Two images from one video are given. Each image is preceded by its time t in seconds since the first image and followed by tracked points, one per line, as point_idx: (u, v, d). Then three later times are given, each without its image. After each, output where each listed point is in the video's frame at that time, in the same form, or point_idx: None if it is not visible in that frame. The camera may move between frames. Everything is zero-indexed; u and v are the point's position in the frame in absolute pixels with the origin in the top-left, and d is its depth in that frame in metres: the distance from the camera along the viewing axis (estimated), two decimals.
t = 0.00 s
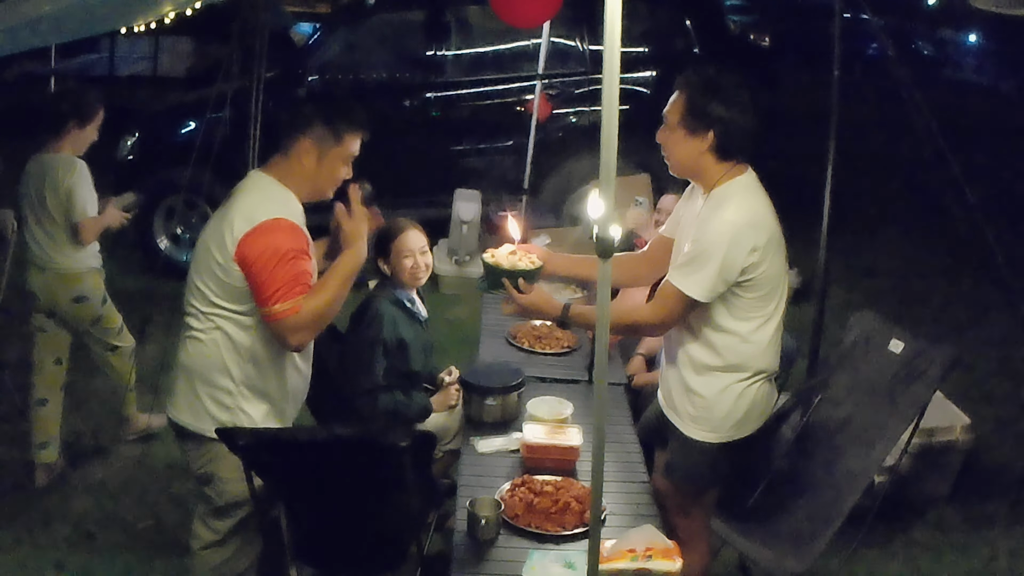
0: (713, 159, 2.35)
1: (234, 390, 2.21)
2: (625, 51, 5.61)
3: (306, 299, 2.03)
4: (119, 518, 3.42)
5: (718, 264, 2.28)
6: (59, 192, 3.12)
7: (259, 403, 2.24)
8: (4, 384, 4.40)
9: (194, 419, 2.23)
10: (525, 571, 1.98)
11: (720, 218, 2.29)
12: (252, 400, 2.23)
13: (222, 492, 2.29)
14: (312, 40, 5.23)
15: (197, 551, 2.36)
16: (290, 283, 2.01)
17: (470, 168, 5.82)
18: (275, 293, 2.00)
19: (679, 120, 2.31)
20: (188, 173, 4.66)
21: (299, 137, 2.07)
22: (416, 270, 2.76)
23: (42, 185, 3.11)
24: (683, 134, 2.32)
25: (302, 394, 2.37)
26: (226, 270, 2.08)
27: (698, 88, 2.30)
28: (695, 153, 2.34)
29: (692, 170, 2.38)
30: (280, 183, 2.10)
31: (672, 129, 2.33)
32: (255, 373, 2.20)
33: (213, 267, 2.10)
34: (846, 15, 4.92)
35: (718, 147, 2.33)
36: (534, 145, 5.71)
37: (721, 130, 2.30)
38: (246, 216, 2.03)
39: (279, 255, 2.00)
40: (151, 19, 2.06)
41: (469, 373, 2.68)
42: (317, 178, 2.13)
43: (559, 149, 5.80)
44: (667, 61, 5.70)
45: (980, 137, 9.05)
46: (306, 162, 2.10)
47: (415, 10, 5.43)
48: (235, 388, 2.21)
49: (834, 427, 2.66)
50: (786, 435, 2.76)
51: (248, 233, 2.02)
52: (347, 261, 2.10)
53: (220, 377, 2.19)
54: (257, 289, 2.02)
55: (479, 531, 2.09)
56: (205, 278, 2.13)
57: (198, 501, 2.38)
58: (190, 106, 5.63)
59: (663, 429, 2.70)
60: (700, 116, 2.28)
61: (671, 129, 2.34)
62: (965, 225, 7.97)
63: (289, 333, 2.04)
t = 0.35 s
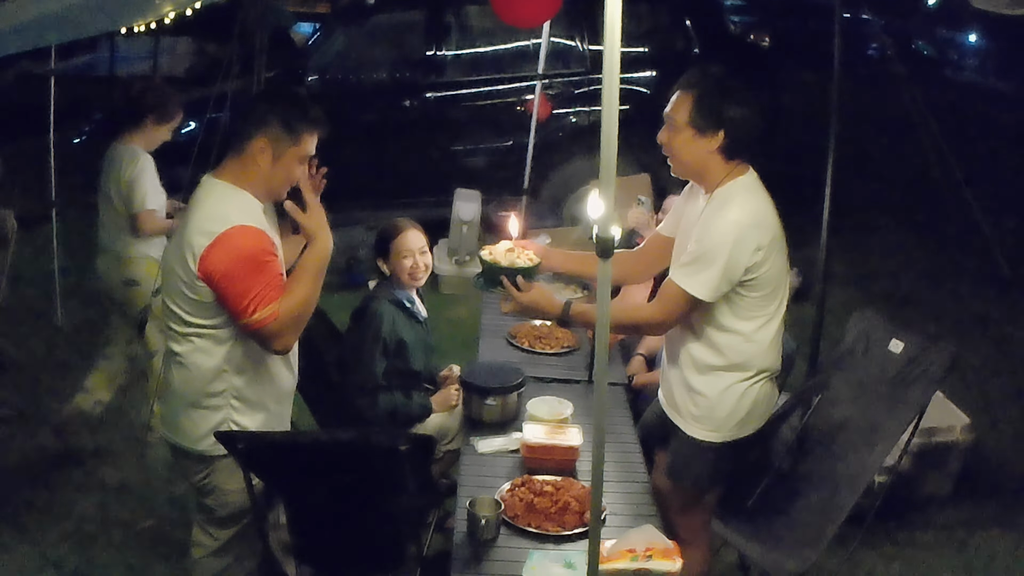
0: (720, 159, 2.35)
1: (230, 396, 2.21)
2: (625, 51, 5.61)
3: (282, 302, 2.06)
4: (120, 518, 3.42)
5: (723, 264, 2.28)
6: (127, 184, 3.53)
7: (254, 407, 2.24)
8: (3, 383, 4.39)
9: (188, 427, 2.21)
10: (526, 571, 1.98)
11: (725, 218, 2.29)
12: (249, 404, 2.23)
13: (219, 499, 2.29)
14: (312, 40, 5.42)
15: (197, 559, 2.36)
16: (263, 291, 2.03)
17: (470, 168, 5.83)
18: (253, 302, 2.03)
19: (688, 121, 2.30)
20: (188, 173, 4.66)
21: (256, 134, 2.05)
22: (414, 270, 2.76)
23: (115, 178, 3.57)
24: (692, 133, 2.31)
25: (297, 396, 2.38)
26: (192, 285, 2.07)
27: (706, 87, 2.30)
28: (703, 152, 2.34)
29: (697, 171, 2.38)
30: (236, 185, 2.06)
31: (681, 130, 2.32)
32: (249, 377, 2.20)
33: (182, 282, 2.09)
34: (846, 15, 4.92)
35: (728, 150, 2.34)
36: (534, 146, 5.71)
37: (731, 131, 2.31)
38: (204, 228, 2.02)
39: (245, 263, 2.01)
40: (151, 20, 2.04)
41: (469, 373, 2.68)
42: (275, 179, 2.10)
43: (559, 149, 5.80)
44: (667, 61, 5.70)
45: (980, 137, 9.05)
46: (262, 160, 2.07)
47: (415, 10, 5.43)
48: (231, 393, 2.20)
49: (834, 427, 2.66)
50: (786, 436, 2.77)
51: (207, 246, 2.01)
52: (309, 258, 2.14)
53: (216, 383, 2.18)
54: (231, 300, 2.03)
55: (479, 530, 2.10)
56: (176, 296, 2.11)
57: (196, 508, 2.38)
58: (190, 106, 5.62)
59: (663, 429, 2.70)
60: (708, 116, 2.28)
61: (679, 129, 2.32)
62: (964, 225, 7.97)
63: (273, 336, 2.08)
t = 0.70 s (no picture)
0: (718, 160, 2.35)
1: (231, 396, 2.21)
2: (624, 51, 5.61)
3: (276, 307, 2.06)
4: (119, 518, 3.41)
5: (726, 264, 2.28)
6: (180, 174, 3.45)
7: (254, 405, 2.24)
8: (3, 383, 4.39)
9: (189, 430, 2.21)
10: (525, 571, 1.98)
11: (726, 219, 2.29)
12: (250, 403, 2.24)
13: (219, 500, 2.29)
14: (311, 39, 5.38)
15: (197, 563, 2.36)
16: (258, 295, 2.03)
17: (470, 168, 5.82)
18: (250, 308, 2.03)
19: (688, 122, 2.30)
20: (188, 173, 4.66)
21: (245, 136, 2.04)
22: (411, 274, 2.80)
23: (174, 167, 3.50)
24: (692, 134, 2.31)
25: (297, 394, 2.38)
26: (185, 295, 2.07)
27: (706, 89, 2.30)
28: (703, 152, 2.33)
29: (694, 173, 2.38)
30: (222, 191, 2.06)
31: (680, 131, 2.32)
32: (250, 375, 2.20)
33: (174, 290, 2.08)
34: (846, 15, 4.92)
35: (729, 152, 2.34)
36: (534, 145, 5.71)
37: (733, 133, 2.31)
38: (194, 237, 2.02)
39: (235, 269, 2.01)
40: (150, 19, 2.05)
41: (470, 373, 2.67)
42: (261, 181, 2.09)
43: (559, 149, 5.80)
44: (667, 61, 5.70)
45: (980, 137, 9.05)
46: (250, 162, 2.06)
47: (415, 9, 5.42)
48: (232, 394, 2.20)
49: (834, 427, 2.66)
50: (785, 435, 2.77)
51: (198, 255, 2.01)
52: (300, 262, 2.12)
53: (218, 386, 2.18)
54: (226, 307, 2.03)
55: (479, 531, 2.10)
56: (170, 305, 2.11)
57: (198, 510, 2.38)
58: (190, 106, 5.61)
59: (664, 429, 2.70)
60: (705, 117, 2.28)
61: (678, 131, 2.32)
62: (964, 225, 7.97)
63: (275, 338, 2.08)
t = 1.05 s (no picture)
0: (715, 160, 2.35)
1: (232, 396, 2.22)
2: (624, 51, 5.61)
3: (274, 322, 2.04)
4: (120, 518, 3.42)
5: (724, 263, 2.29)
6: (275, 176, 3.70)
7: (254, 406, 2.25)
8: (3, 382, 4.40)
9: (190, 430, 2.22)
10: (525, 571, 1.98)
11: (723, 219, 2.29)
12: (251, 403, 2.24)
13: (219, 499, 2.29)
14: (312, 40, 5.36)
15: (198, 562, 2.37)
16: (260, 303, 2.02)
17: (469, 168, 5.83)
18: (248, 317, 2.01)
19: (685, 123, 2.29)
20: (188, 173, 4.67)
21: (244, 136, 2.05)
22: (395, 272, 2.77)
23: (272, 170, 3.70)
24: (689, 134, 2.30)
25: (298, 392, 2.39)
26: (188, 299, 2.07)
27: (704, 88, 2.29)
28: (699, 152, 2.33)
29: (693, 174, 2.38)
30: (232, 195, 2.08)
31: (678, 133, 2.31)
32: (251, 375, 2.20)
33: (179, 294, 2.08)
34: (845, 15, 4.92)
35: (725, 151, 2.34)
36: (533, 146, 5.71)
37: (728, 132, 2.31)
38: (201, 242, 2.02)
39: (242, 278, 2.00)
40: (151, 20, 2.05)
41: (470, 373, 2.67)
42: (270, 176, 2.09)
43: (559, 149, 5.80)
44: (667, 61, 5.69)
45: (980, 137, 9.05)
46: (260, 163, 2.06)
47: (415, 9, 5.40)
48: (233, 392, 2.21)
49: (834, 427, 2.67)
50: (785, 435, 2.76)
51: (204, 261, 2.01)
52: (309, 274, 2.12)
53: (220, 388, 2.19)
54: (227, 313, 2.02)
55: (479, 530, 2.10)
56: (173, 307, 2.11)
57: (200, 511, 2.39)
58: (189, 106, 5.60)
59: (663, 428, 2.70)
60: (703, 118, 2.27)
61: (676, 132, 2.31)
62: (964, 225, 7.97)
63: (274, 348, 2.06)
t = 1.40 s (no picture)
0: (710, 160, 2.35)
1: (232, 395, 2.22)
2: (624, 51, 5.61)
3: (270, 337, 2.03)
4: (120, 517, 3.42)
5: (719, 263, 2.29)
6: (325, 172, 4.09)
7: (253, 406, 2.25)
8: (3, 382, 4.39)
9: (190, 428, 2.23)
10: (525, 571, 1.98)
11: (719, 219, 2.29)
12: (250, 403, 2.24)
13: (220, 500, 2.29)
14: (312, 40, 5.27)
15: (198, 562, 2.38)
16: (262, 315, 2.01)
17: (469, 168, 5.83)
18: (248, 324, 2.00)
19: (676, 124, 2.29)
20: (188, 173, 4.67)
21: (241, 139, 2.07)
22: (377, 272, 2.76)
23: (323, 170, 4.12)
24: (683, 137, 2.30)
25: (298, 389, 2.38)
26: (191, 298, 2.06)
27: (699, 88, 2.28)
28: (693, 154, 2.33)
29: (688, 176, 2.39)
30: (244, 198, 2.08)
31: (669, 134, 2.31)
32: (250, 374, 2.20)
33: (183, 292, 2.08)
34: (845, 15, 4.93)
35: (717, 151, 2.34)
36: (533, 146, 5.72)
37: (720, 133, 2.30)
38: (211, 244, 2.00)
39: (248, 285, 1.98)
40: (150, 20, 2.01)
41: (470, 373, 2.68)
42: (277, 170, 2.10)
43: (559, 150, 5.80)
44: (667, 61, 5.68)
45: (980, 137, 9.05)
46: (270, 164, 2.08)
47: (415, 9, 5.39)
48: (232, 390, 2.22)
49: (834, 427, 2.67)
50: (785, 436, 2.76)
51: (215, 262, 1.98)
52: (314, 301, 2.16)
53: (220, 390, 2.20)
54: (225, 317, 2.00)
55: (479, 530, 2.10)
56: (176, 306, 2.10)
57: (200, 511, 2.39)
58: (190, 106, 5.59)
59: (663, 428, 2.71)
60: (695, 118, 2.27)
61: (667, 134, 2.31)
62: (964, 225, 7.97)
63: (268, 361, 2.06)
